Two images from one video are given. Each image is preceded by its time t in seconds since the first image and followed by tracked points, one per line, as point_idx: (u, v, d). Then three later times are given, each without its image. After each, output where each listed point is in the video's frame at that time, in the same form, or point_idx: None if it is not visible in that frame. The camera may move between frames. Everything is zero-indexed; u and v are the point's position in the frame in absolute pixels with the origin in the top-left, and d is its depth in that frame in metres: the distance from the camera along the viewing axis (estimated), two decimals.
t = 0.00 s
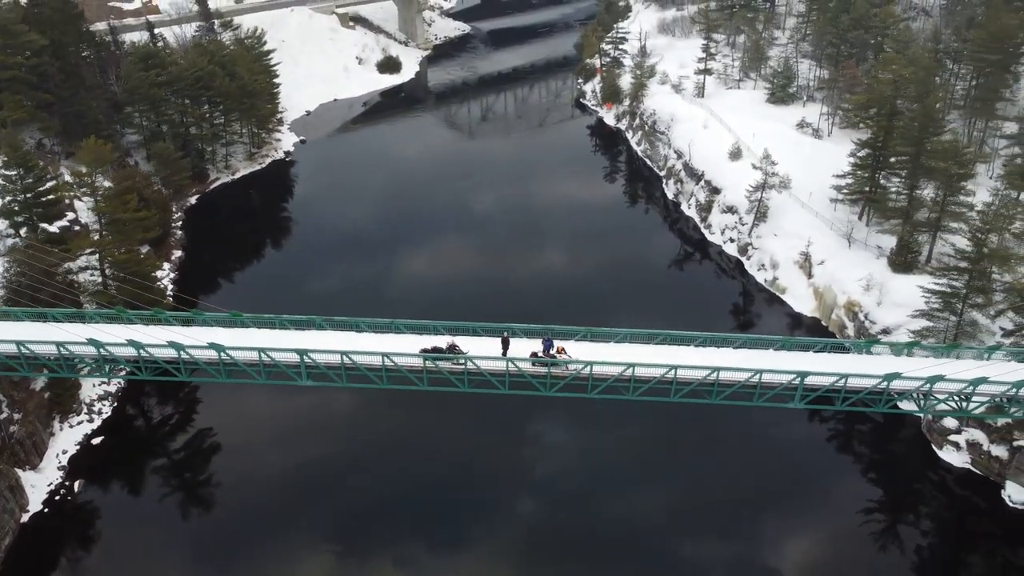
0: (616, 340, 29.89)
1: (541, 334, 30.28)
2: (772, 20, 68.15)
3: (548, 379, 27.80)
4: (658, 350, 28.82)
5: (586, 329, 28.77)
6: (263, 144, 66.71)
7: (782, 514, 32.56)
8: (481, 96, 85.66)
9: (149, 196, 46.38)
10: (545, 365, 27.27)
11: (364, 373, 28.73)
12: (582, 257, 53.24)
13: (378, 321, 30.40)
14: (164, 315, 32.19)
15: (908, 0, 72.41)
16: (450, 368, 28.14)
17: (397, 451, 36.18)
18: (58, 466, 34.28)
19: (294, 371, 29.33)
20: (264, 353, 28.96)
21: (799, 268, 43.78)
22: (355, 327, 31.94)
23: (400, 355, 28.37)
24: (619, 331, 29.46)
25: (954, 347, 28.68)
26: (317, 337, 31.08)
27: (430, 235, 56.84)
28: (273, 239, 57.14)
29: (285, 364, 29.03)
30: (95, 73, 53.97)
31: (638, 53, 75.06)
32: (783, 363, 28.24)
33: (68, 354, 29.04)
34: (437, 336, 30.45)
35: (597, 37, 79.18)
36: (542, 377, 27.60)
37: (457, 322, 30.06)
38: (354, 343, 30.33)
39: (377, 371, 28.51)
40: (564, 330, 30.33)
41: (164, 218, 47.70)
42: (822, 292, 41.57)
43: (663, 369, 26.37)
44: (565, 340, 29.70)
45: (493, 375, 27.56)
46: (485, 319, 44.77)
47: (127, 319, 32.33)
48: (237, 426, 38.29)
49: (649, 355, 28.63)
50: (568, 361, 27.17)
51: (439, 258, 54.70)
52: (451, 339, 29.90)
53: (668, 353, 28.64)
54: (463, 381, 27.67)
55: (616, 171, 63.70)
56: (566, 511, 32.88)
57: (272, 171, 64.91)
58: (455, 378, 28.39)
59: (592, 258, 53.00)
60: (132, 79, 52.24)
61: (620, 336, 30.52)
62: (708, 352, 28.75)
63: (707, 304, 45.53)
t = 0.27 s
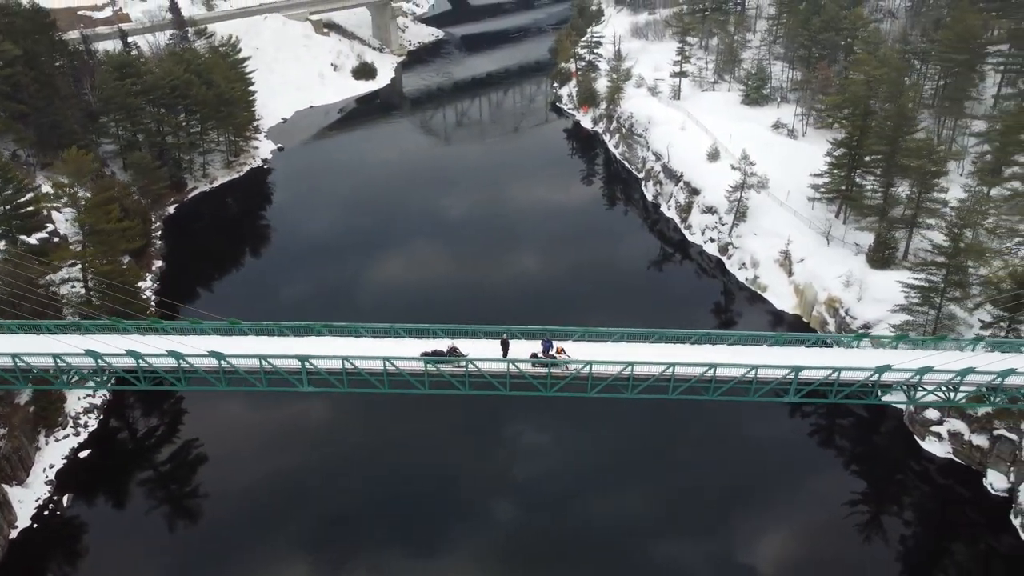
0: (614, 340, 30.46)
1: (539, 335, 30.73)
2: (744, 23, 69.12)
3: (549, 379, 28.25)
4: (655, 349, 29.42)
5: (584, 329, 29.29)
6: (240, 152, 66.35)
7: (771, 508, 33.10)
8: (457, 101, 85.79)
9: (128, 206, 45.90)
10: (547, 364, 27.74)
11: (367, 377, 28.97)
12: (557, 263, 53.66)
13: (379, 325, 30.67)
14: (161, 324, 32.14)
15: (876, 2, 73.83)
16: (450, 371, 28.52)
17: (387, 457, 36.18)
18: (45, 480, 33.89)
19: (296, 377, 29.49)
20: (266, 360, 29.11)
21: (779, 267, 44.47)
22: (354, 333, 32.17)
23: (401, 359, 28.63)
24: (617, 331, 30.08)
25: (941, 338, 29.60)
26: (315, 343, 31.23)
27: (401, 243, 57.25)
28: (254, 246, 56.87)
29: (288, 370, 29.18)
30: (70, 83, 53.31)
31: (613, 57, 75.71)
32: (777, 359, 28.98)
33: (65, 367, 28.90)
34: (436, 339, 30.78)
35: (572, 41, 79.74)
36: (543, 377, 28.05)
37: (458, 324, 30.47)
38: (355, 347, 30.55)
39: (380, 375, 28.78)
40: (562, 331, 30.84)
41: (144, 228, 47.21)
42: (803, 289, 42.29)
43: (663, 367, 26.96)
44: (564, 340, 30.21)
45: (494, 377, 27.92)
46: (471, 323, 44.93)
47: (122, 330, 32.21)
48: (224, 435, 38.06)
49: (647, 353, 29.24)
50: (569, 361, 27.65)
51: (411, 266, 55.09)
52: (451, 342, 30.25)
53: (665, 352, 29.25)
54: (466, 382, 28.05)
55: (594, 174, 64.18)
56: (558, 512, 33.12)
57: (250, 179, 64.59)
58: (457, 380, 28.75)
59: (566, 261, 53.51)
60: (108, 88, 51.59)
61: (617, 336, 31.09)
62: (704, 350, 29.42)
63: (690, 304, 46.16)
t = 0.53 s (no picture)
0: (612, 340, 31.15)
1: (538, 336, 31.30)
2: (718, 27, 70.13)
3: (549, 378, 28.83)
4: (652, 348, 30.11)
5: (582, 330, 29.93)
6: (217, 160, 65.90)
7: (760, 502, 33.62)
8: (434, 106, 85.91)
9: (110, 217, 45.42)
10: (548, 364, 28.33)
11: (369, 382, 29.29)
12: (528, 271, 54.23)
13: (381, 329, 31.02)
14: (161, 333, 32.20)
15: (844, 5, 75.32)
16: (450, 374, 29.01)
17: (378, 463, 36.15)
18: (33, 495, 33.48)
19: (298, 383, 29.72)
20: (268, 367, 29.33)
21: (760, 265, 45.19)
22: (355, 337, 32.50)
23: (403, 363, 28.99)
24: (615, 330, 30.78)
25: (928, 331, 30.56)
26: (316, 349, 31.48)
27: (371, 251, 57.34)
28: (233, 255, 56.51)
29: (290, 377, 29.42)
30: (45, 93, 52.61)
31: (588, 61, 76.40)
32: (771, 355, 29.78)
33: (64, 379, 28.81)
34: (438, 343, 31.18)
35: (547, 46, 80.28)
36: (544, 377, 28.62)
37: (459, 328, 30.95)
38: (356, 352, 30.84)
39: (382, 379, 29.13)
40: (561, 332, 31.46)
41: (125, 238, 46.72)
42: (784, 287, 42.99)
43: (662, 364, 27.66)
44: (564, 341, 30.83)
45: (495, 378, 28.41)
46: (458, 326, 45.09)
47: (120, 340, 32.18)
48: (212, 444, 37.78)
49: (644, 352, 29.94)
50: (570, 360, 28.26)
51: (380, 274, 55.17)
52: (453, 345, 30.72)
53: (662, 350, 29.98)
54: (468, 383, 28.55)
55: (572, 177, 64.71)
56: (552, 511, 33.35)
57: (228, 187, 64.21)
58: (458, 382, 29.19)
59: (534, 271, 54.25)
60: (86, 99, 51.03)
61: (614, 335, 31.78)
62: (700, 348, 30.18)
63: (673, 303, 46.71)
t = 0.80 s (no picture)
0: (609, 339, 31.89)
1: (537, 337, 31.90)
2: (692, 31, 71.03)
3: (550, 378, 29.47)
4: (648, 347, 30.88)
5: (581, 330, 30.61)
6: (195, 169, 65.39)
7: (750, 496, 34.15)
8: (410, 112, 85.92)
9: (91, 227, 44.92)
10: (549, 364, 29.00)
11: (372, 386, 29.68)
12: (507, 273, 54.35)
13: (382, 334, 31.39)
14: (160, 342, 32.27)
15: (814, 8, 76.68)
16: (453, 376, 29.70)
17: (370, 468, 36.18)
18: (21, 510, 33.05)
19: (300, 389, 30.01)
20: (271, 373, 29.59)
21: (742, 265, 45.87)
22: (355, 342, 32.86)
23: (405, 367, 29.40)
24: (612, 330, 31.54)
25: (914, 325, 31.53)
26: (318, 354, 31.78)
27: (343, 256, 57.15)
28: (212, 264, 56.09)
29: (293, 383, 29.70)
30: (19, 103, 51.88)
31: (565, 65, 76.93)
32: (765, 351, 30.63)
33: (64, 391, 28.77)
34: (438, 346, 31.62)
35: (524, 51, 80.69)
36: (545, 377, 29.27)
37: (460, 331, 31.47)
38: (358, 357, 31.19)
39: (385, 383, 29.53)
40: (560, 332, 32.13)
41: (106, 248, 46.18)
42: (766, 285, 43.67)
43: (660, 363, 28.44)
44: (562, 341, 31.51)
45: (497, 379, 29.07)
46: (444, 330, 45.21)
47: (118, 351, 32.15)
48: (201, 453, 37.49)
49: (642, 351, 30.72)
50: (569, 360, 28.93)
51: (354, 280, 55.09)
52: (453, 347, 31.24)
53: (659, 348, 30.78)
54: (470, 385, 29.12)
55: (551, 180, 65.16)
56: (545, 512, 33.58)
57: (207, 195, 63.74)
58: (460, 384, 29.70)
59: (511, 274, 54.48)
60: (61, 108, 50.40)
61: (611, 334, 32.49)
62: (696, 346, 31.01)
63: (656, 303, 47.23)
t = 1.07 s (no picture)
0: (606, 339, 32.64)
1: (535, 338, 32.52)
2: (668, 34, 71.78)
3: (549, 378, 30.11)
4: (644, 346, 31.66)
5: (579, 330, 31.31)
6: (173, 177, 64.81)
7: (739, 491, 34.61)
8: (387, 117, 85.77)
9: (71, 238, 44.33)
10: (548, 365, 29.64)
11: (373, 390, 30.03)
12: (487, 275, 54.52)
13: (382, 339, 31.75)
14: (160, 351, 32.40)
15: (786, 10, 77.76)
16: (454, 378, 30.29)
17: (360, 473, 36.07)
18: (9, 525, 32.62)
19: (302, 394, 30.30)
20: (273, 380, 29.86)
21: (725, 264, 46.50)
22: (356, 347, 33.20)
23: (406, 371, 29.80)
24: (609, 329, 32.30)
25: (900, 319, 32.45)
26: (319, 360, 32.09)
27: (316, 263, 56.86)
28: (192, 272, 55.61)
29: (295, 389, 29.98)
30: None
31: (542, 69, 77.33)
32: (757, 347, 31.46)
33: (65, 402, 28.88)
34: (438, 349, 32.05)
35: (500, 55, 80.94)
36: (544, 377, 29.91)
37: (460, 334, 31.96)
38: (359, 362, 31.53)
39: (387, 387, 29.92)
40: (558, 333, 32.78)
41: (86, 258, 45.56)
42: (749, 283, 44.28)
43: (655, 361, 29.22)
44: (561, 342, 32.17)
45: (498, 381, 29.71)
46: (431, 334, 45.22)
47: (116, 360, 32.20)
48: (188, 463, 37.15)
49: (638, 350, 31.50)
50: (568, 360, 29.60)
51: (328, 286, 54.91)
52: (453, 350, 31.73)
53: (655, 348, 31.59)
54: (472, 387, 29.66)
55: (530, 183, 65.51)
56: (538, 512, 33.73)
57: (185, 204, 63.22)
58: (461, 386, 30.19)
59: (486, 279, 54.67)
60: (36, 117, 49.70)
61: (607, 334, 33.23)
62: (690, 345, 31.86)
63: (640, 303, 47.71)
